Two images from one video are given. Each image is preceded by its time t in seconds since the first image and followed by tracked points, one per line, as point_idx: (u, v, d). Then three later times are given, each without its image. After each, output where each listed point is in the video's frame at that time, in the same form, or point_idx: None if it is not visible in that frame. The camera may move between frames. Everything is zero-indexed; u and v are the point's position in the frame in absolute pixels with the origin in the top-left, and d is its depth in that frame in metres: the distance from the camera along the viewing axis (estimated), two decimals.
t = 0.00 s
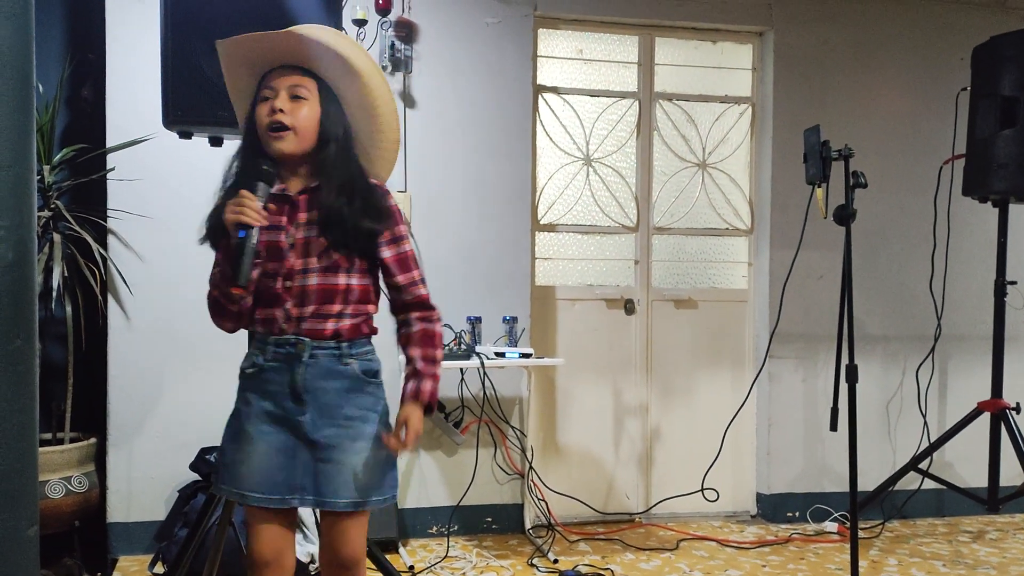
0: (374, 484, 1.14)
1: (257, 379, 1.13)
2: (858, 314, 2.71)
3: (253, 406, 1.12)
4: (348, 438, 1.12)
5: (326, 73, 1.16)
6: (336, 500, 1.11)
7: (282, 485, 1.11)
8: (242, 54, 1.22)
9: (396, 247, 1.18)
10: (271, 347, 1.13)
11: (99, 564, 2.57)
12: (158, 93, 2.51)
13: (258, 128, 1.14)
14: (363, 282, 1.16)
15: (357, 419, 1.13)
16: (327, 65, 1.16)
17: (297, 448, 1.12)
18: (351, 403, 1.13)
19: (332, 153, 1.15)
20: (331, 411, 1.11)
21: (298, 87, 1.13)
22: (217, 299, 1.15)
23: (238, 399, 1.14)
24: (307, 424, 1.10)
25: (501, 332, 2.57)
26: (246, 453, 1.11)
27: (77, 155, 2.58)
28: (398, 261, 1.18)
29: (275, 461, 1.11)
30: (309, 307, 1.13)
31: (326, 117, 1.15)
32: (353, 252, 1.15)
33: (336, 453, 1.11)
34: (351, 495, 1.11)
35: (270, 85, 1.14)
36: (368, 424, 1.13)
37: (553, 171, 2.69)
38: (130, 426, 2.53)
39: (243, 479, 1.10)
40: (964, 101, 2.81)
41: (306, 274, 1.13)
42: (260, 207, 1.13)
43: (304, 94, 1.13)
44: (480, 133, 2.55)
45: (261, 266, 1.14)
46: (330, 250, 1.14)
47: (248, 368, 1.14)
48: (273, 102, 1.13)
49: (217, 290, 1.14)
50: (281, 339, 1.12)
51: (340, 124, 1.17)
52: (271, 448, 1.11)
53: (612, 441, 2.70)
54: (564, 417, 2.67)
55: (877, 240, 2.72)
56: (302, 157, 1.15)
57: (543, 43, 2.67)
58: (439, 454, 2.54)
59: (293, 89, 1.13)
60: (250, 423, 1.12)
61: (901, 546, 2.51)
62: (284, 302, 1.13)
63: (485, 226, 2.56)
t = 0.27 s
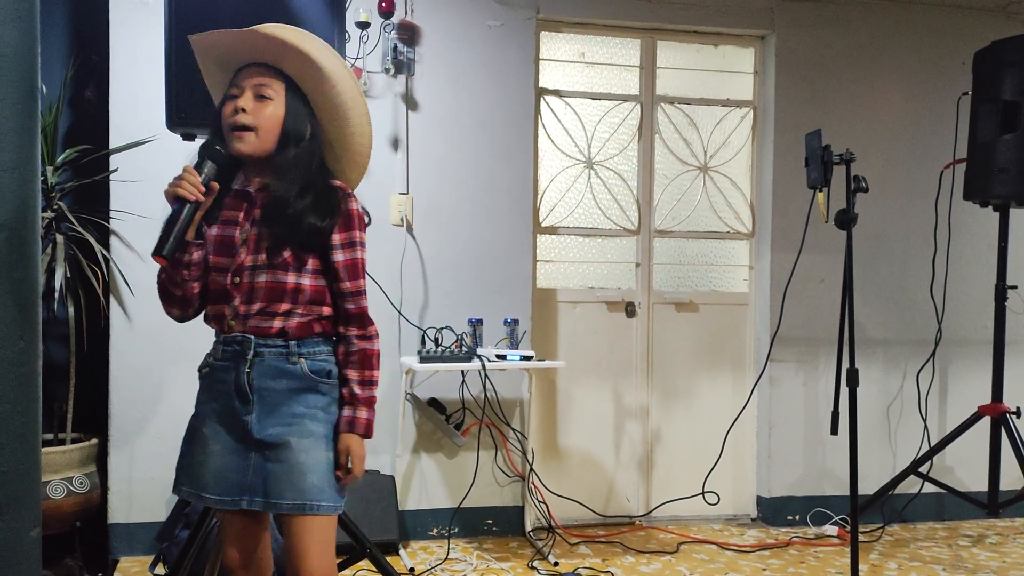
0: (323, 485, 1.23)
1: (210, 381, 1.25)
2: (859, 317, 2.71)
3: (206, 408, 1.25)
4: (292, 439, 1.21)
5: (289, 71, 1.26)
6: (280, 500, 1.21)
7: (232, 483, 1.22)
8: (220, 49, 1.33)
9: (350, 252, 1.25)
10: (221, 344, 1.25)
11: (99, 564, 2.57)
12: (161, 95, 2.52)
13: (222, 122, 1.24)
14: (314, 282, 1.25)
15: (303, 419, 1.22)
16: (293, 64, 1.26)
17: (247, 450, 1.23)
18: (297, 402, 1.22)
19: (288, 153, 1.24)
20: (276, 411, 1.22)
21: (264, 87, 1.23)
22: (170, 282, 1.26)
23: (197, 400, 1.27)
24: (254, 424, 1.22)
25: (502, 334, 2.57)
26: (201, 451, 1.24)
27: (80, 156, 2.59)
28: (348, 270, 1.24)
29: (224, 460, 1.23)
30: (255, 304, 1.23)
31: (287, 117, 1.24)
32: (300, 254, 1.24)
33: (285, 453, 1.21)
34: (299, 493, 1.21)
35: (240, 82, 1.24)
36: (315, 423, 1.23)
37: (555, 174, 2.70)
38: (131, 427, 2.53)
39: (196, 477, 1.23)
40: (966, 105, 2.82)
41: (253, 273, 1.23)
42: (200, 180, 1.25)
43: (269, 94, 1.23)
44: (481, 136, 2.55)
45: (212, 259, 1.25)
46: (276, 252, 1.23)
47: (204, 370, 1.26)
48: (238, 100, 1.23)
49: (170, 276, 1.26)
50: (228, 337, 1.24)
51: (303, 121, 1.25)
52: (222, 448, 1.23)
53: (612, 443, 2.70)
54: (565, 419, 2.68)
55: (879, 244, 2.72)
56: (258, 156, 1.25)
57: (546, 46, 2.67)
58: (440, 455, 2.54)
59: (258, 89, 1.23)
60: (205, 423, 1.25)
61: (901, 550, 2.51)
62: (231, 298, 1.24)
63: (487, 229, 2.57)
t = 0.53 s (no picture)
0: (311, 485, 1.28)
1: (203, 380, 1.29)
2: (858, 318, 2.72)
3: (197, 406, 1.29)
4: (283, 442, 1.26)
5: (274, 81, 1.35)
6: (270, 501, 1.26)
7: (222, 484, 1.27)
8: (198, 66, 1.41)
9: (342, 252, 1.29)
10: (216, 345, 1.28)
11: (100, 563, 2.58)
12: (163, 95, 2.53)
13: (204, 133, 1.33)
14: (308, 283, 1.29)
15: (295, 421, 1.26)
16: (277, 75, 1.36)
17: (235, 449, 1.27)
18: (290, 404, 1.27)
19: (274, 159, 1.31)
20: (270, 412, 1.26)
21: (243, 97, 1.32)
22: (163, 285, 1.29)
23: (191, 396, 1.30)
24: (247, 424, 1.26)
25: (502, 334, 2.58)
26: (195, 448, 1.28)
27: (83, 156, 2.60)
28: (339, 269, 1.29)
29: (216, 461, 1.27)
30: (252, 305, 1.27)
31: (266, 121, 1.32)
32: (296, 256, 1.28)
33: (275, 454, 1.26)
34: (287, 494, 1.27)
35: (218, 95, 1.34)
36: (306, 426, 1.27)
37: (555, 175, 2.70)
38: (132, 426, 2.54)
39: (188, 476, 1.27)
40: (966, 107, 2.82)
41: (249, 275, 1.28)
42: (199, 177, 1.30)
43: (247, 102, 1.32)
44: (482, 137, 2.57)
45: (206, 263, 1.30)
46: (272, 253, 1.28)
47: (195, 368, 1.30)
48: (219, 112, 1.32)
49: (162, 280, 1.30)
50: (224, 339, 1.27)
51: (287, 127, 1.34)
52: (214, 447, 1.27)
53: (612, 443, 2.71)
54: (564, 419, 2.69)
55: (878, 246, 2.73)
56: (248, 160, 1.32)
57: (547, 48, 2.68)
58: (440, 455, 2.55)
59: (238, 99, 1.32)
60: (198, 420, 1.29)
61: (900, 550, 2.52)
62: (227, 299, 1.28)
63: (488, 230, 2.58)
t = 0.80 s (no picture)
0: (328, 480, 1.22)
1: (204, 381, 1.18)
2: (858, 319, 2.72)
3: (199, 408, 1.18)
4: (300, 435, 1.19)
5: (272, 78, 1.24)
6: (291, 496, 1.18)
7: (234, 486, 1.16)
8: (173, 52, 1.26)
9: (342, 245, 1.30)
10: (219, 345, 1.18)
11: (99, 562, 2.58)
12: (163, 95, 2.53)
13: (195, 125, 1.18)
14: (308, 276, 1.25)
15: (308, 414, 1.20)
16: (275, 70, 1.24)
17: (244, 450, 1.17)
18: (302, 398, 1.20)
19: (272, 153, 1.21)
20: (283, 408, 1.18)
21: (236, 87, 1.19)
22: (158, 278, 1.15)
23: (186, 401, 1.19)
24: (258, 423, 1.17)
25: (502, 334, 2.58)
26: (197, 453, 1.17)
27: (82, 155, 2.60)
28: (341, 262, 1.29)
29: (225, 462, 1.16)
30: (258, 301, 1.19)
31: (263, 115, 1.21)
32: (299, 250, 1.23)
33: (290, 450, 1.18)
34: (305, 491, 1.19)
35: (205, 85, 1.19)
36: (319, 418, 1.21)
37: (555, 175, 2.70)
38: (131, 425, 2.54)
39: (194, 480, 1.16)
40: (966, 108, 2.82)
41: (254, 269, 1.20)
42: (207, 160, 1.14)
43: (241, 93, 1.19)
44: (482, 138, 2.56)
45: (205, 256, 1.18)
46: (276, 246, 1.21)
47: (193, 370, 1.19)
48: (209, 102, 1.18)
49: (161, 270, 1.15)
50: (228, 337, 1.18)
51: (283, 121, 1.23)
52: (222, 450, 1.17)
53: (611, 444, 2.71)
54: (564, 420, 2.68)
55: (878, 246, 2.73)
56: (246, 152, 1.21)
57: (546, 48, 2.68)
58: (439, 455, 2.55)
59: (231, 88, 1.19)
60: (199, 425, 1.17)
61: (900, 552, 2.51)
62: (230, 297, 1.19)
63: (487, 230, 2.58)
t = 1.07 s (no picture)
0: (337, 475, 1.23)
1: (209, 381, 1.18)
2: (857, 319, 2.72)
3: (206, 407, 1.18)
4: (307, 433, 1.20)
5: (268, 76, 1.24)
6: (300, 493, 1.19)
7: (244, 484, 1.18)
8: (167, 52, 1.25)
9: (340, 242, 1.29)
10: (225, 344, 1.18)
11: (100, 561, 2.58)
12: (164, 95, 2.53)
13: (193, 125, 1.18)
14: (310, 273, 1.25)
15: (314, 411, 1.21)
16: (270, 69, 1.24)
17: (253, 448, 1.18)
18: (308, 396, 1.21)
19: (270, 150, 1.22)
20: (290, 406, 1.19)
21: (234, 86, 1.19)
22: (162, 277, 1.15)
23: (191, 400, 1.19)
24: (266, 421, 1.18)
25: (501, 334, 2.59)
26: (205, 453, 1.17)
27: (83, 155, 2.60)
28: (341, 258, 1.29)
29: (233, 461, 1.17)
30: (262, 297, 1.20)
31: (262, 114, 1.21)
32: (300, 246, 1.24)
33: (300, 447, 1.19)
34: (315, 486, 1.20)
35: (202, 85, 1.20)
36: (325, 416, 1.22)
37: (555, 175, 2.71)
38: (131, 425, 2.54)
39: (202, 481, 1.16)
40: (965, 109, 2.82)
41: (258, 267, 1.21)
42: (212, 154, 1.15)
43: (239, 92, 1.19)
44: (481, 138, 2.57)
45: (208, 255, 1.19)
46: (279, 243, 1.22)
47: (199, 370, 1.19)
48: (208, 102, 1.18)
49: (165, 268, 1.15)
50: (234, 336, 1.18)
51: (279, 119, 1.24)
52: (231, 449, 1.17)
53: (611, 443, 2.71)
54: (564, 419, 2.69)
55: (877, 246, 2.73)
56: (246, 150, 1.22)
57: (546, 49, 2.69)
58: (439, 455, 2.55)
59: (229, 88, 1.19)
60: (206, 425, 1.18)
61: (899, 552, 2.52)
62: (234, 294, 1.19)
63: (488, 230, 2.58)
